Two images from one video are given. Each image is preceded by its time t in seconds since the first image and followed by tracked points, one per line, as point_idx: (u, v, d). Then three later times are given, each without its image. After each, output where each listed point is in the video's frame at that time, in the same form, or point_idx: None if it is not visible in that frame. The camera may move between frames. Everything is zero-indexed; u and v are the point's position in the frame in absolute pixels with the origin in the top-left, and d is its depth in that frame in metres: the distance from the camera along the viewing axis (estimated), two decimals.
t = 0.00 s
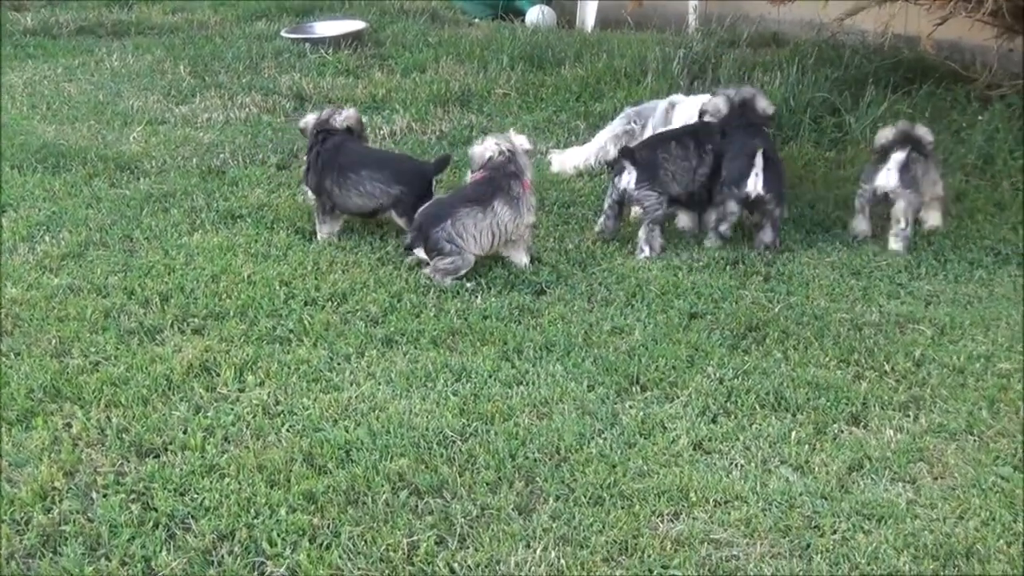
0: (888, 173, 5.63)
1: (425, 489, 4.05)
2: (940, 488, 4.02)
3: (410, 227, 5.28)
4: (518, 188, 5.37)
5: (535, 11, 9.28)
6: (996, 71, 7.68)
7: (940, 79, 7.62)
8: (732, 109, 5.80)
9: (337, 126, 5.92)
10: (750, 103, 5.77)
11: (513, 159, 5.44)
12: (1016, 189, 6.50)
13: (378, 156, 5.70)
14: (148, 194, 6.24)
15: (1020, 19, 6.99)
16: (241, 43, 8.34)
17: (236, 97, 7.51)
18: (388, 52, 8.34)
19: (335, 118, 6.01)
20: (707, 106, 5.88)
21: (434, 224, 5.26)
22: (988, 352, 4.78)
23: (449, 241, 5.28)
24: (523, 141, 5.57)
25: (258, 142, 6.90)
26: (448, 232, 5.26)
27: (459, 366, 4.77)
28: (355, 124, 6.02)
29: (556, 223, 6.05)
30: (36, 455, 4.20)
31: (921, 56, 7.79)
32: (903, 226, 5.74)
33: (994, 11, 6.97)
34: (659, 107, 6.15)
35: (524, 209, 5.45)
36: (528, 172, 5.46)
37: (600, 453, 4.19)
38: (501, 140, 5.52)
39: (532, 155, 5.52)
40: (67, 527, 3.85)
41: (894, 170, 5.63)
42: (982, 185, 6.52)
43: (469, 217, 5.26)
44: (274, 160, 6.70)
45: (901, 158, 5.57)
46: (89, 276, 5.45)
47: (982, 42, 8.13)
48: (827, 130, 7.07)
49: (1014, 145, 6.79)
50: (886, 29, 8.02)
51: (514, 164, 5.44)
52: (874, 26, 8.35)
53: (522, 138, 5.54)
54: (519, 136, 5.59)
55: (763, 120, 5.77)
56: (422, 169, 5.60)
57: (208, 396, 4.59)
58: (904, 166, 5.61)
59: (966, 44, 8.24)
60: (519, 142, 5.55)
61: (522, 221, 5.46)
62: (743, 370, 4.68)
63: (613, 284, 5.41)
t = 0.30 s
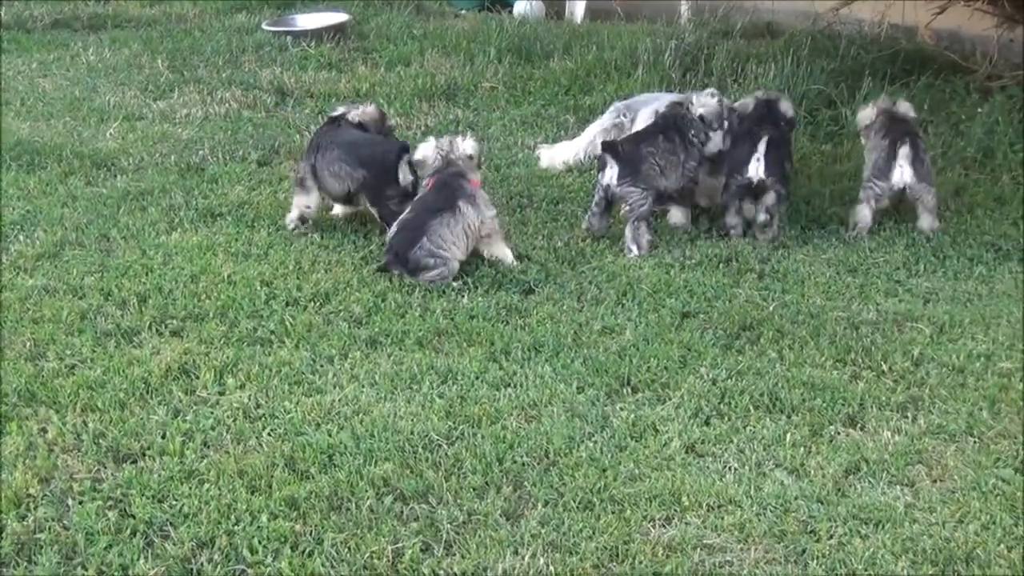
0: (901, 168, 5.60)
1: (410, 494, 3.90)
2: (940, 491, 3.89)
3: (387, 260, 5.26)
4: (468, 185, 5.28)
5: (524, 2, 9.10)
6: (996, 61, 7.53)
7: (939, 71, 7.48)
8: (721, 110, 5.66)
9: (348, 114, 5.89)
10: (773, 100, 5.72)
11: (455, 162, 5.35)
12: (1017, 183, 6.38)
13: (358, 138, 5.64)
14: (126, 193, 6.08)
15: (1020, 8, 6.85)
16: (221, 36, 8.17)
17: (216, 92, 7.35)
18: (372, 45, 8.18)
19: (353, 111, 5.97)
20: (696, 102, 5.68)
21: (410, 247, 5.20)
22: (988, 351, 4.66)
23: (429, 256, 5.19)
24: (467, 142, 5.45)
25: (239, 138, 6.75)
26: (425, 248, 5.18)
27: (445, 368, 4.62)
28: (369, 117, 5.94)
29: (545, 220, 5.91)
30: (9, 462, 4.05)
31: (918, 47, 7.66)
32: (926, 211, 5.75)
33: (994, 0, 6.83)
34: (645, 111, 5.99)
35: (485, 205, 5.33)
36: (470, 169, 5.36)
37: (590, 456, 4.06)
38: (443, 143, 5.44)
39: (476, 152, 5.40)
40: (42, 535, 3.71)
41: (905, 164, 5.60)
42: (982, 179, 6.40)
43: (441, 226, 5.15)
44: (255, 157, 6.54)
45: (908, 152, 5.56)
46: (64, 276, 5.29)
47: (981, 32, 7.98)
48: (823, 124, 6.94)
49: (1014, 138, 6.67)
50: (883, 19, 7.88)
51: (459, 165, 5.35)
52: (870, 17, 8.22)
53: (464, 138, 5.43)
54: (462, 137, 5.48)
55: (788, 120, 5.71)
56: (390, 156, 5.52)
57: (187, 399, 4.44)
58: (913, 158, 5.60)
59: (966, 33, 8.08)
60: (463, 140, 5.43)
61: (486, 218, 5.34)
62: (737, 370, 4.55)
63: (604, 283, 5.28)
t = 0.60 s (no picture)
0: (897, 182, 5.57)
1: (389, 518, 3.82)
2: (926, 512, 3.84)
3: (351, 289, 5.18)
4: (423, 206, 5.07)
5: (504, 17, 9.03)
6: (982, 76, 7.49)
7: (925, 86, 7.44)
8: (690, 120, 5.47)
9: (306, 129, 5.58)
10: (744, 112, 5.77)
11: (416, 180, 5.11)
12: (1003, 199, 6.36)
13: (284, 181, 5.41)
14: (100, 212, 5.98)
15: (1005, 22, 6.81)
16: (196, 52, 8.09)
17: (191, 109, 7.26)
18: (349, 60, 8.10)
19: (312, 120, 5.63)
20: (663, 111, 5.52)
21: (372, 276, 5.13)
22: (974, 369, 4.61)
23: (394, 283, 5.12)
24: (441, 156, 5.18)
25: (214, 155, 6.66)
26: (388, 276, 5.11)
27: (424, 390, 4.54)
28: (326, 134, 5.58)
29: (525, 239, 5.84)
30: None
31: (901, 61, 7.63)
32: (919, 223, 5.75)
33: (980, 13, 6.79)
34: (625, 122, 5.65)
35: (443, 222, 5.13)
36: (434, 186, 5.10)
37: (572, 479, 3.99)
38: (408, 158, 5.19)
39: (450, 167, 5.13)
40: (16, 562, 3.64)
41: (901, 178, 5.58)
42: (967, 195, 6.37)
43: (396, 253, 5.07)
44: (231, 175, 6.45)
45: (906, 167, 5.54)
46: (37, 298, 5.19)
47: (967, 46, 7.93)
48: (807, 139, 6.90)
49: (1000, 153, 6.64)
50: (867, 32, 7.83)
51: (421, 183, 5.10)
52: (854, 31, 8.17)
53: (433, 154, 5.17)
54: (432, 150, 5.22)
55: (763, 129, 5.74)
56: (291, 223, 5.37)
57: (162, 423, 4.34)
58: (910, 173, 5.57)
59: (952, 48, 7.97)
60: (430, 154, 5.16)
61: (445, 234, 5.16)
62: (720, 391, 4.48)
63: (586, 302, 5.21)
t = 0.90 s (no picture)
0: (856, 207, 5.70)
1: (367, 545, 3.80)
2: (902, 535, 3.83)
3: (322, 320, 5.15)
4: (392, 239, 5.04)
5: (478, 44, 9.10)
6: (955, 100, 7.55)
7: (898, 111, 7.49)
8: (660, 142, 5.47)
9: (270, 159, 5.58)
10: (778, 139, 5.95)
11: (385, 209, 5.07)
12: (976, 223, 6.41)
13: (256, 214, 5.41)
14: (75, 241, 5.95)
15: (977, 47, 6.88)
16: (170, 81, 8.08)
17: (166, 137, 7.25)
18: (323, 88, 8.10)
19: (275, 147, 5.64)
20: (633, 133, 5.49)
21: (341, 309, 5.11)
22: (949, 393, 4.63)
23: (364, 314, 5.11)
24: (410, 181, 5.14)
25: (189, 184, 6.64)
26: (358, 308, 5.10)
27: (401, 417, 4.52)
28: (291, 158, 5.62)
29: (501, 265, 5.85)
30: None
31: (875, 85, 7.69)
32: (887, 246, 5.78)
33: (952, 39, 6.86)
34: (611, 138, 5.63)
35: (411, 252, 5.11)
36: (401, 216, 5.05)
37: (549, 505, 3.97)
38: (378, 187, 5.16)
39: (419, 194, 5.08)
40: None
41: (859, 202, 5.70)
42: (942, 219, 6.42)
43: (364, 285, 5.05)
44: (207, 204, 6.44)
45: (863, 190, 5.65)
46: (12, 327, 5.16)
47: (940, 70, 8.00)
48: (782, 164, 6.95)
49: (973, 177, 6.70)
50: (840, 58, 7.90)
51: (389, 212, 5.07)
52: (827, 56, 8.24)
53: (402, 180, 5.13)
54: (401, 175, 5.18)
55: (792, 158, 5.92)
56: (267, 258, 5.37)
57: (139, 452, 4.31)
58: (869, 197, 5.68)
59: (925, 72, 8.02)
60: (398, 181, 5.12)
61: (414, 264, 5.13)
62: (696, 416, 4.48)
63: (562, 328, 5.22)
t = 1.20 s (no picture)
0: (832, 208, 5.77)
1: (342, 549, 3.77)
2: (878, 536, 3.82)
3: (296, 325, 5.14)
4: (365, 244, 5.01)
5: (453, 47, 9.08)
6: (929, 101, 7.58)
7: (872, 111, 7.49)
8: (646, 151, 5.58)
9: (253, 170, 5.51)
10: (778, 134, 6.02)
11: (358, 214, 5.05)
12: (950, 224, 6.44)
13: (230, 228, 5.34)
14: (48, 247, 5.91)
15: (950, 48, 6.91)
16: (144, 86, 8.03)
17: (140, 142, 7.20)
18: (297, 92, 8.07)
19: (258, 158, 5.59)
20: (620, 140, 5.58)
21: (314, 314, 5.09)
22: (924, 394, 4.63)
23: (337, 320, 5.08)
24: (385, 186, 5.11)
25: (164, 189, 6.60)
26: (330, 313, 5.07)
27: (376, 421, 4.49)
28: (275, 169, 5.58)
29: (476, 268, 5.83)
30: None
31: (849, 87, 7.72)
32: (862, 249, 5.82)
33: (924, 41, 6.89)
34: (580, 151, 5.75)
35: (384, 258, 5.06)
36: (374, 222, 5.02)
37: (524, 508, 3.95)
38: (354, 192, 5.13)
39: (393, 199, 5.06)
40: None
41: (835, 204, 5.77)
42: (916, 220, 6.45)
43: (336, 291, 5.03)
44: (181, 209, 6.40)
45: (840, 191, 5.71)
46: None
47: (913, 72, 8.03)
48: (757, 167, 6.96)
49: (947, 179, 6.73)
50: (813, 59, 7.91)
51: (362, 218, 5.04)
52: (801, 58, 8.26)
53: (376, 185, 5.10)
54: (376, 180, 5.15)
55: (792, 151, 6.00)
56: (236, 274, 5.34)
57: (114, 457, 4.26)
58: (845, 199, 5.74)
59: (899, 73, 8.05)
60: (373, 187, 5.10)
61: (387, 270, 5.09)
62: (671, 418, 4.47)
63: (536, 331, 5.20)
